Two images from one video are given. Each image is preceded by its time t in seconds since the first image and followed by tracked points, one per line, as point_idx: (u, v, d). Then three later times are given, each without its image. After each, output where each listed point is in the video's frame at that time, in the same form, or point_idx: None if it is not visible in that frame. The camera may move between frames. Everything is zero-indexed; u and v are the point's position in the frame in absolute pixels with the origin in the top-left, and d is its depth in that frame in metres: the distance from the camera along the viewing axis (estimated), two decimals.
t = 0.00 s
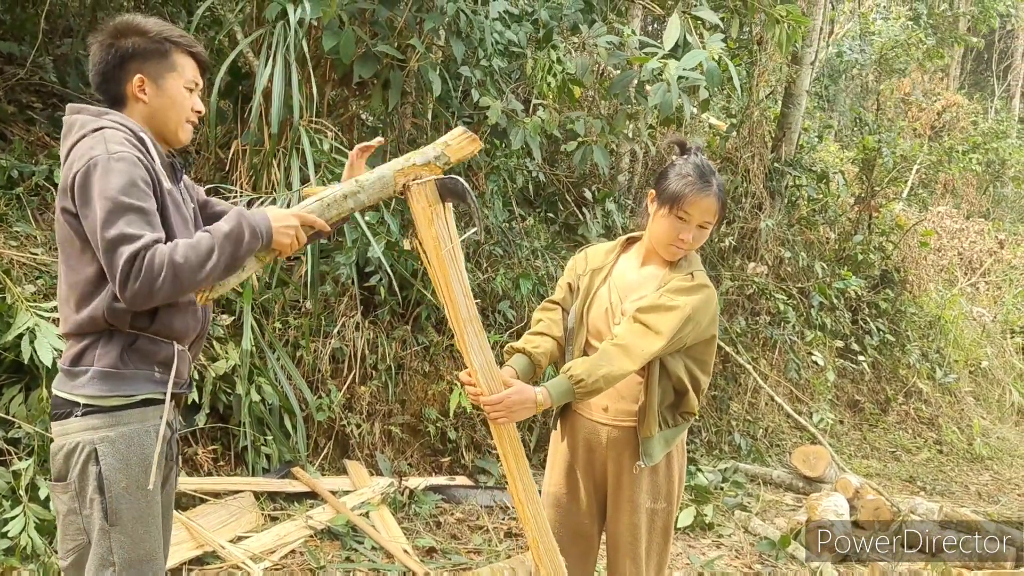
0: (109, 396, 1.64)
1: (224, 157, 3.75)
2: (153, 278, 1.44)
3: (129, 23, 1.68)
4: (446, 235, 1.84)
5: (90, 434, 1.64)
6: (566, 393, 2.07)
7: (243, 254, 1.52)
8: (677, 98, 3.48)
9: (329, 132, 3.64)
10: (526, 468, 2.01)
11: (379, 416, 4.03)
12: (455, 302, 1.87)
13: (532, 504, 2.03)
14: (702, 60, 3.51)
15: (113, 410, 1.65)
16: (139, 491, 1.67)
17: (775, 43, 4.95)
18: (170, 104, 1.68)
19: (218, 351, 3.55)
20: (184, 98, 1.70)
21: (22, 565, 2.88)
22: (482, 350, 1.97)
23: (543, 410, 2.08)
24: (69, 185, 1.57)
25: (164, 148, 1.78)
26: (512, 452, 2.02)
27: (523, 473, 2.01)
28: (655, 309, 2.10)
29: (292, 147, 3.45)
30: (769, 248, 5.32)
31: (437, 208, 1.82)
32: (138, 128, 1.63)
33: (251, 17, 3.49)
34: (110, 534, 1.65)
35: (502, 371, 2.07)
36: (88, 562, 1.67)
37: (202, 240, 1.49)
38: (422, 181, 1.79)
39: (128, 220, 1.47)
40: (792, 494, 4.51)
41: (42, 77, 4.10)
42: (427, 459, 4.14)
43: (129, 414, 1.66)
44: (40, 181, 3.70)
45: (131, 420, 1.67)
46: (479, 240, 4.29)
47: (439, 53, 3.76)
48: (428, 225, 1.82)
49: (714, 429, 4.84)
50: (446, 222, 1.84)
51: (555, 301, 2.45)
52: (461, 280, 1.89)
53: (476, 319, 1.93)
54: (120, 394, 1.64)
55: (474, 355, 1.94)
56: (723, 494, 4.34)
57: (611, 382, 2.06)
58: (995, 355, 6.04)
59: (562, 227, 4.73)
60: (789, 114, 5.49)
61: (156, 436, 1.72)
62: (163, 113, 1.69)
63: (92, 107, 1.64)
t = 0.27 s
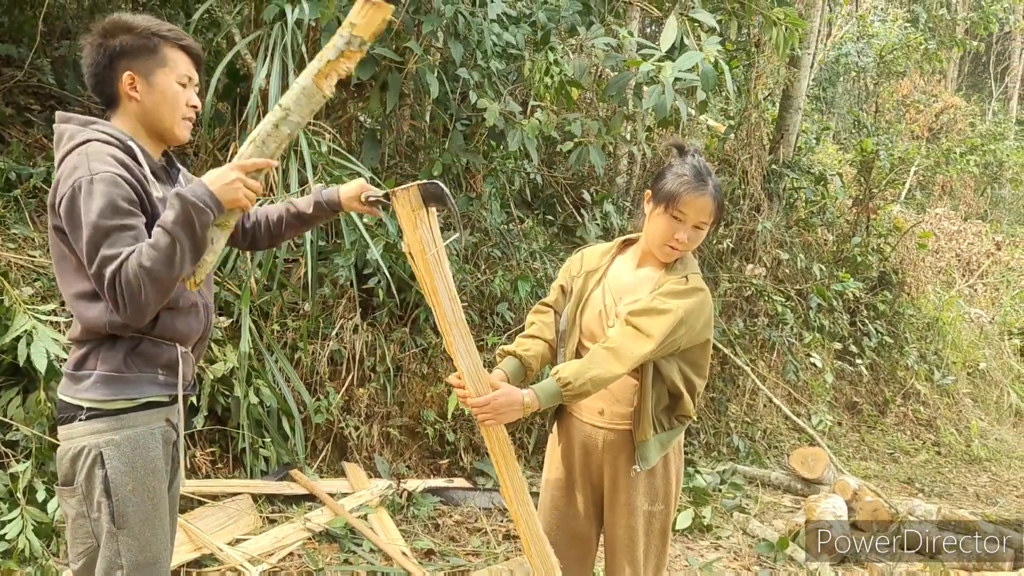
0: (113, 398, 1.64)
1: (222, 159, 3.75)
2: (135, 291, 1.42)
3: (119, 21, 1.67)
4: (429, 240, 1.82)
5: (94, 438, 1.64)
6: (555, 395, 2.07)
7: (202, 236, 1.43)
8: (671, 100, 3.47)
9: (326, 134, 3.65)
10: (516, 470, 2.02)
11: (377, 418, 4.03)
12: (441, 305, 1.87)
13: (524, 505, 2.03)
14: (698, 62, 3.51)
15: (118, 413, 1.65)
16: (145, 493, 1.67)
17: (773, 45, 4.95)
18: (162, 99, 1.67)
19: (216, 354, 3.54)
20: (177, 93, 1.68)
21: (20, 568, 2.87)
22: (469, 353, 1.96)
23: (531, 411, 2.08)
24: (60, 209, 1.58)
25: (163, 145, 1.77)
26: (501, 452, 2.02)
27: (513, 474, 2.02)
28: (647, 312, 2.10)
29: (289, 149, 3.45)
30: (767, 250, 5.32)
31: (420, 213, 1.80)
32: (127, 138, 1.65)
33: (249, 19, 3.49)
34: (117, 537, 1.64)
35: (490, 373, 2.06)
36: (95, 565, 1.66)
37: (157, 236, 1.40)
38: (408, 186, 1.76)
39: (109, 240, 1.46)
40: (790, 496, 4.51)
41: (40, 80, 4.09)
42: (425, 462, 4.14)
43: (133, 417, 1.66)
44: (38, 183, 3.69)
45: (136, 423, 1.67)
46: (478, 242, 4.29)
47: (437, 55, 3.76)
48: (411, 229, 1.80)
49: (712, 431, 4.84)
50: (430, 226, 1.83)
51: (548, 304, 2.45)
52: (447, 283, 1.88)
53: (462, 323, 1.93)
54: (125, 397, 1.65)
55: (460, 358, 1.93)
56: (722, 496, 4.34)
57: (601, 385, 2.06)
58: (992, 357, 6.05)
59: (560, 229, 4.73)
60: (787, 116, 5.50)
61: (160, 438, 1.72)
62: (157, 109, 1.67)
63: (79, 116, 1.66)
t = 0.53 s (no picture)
0: (106, 406, 1.64)
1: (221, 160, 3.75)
2: (127, 251, 1.41)
3: (142, 25, 1.70)
4: (439, 238, 1.83)
5: (86, 446, 1.64)
6: (561, 394, 2.06)
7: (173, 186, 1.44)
8: (669, 103, 3.49)
9: (325, 135, 3.64)
10: (521, 468, 2.02)
11: (376, 419, 4.03)
12: (449, 303, 1.88)
13: (528, 505, 2.03)
14: (696, 65, 3.52)
15: (112, 422, 1.65)
16: (133, 506, 1.67)
17: (771, 47, 4.95)
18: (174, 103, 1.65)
19: (215, 355, 3.54)
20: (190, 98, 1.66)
21: (19, 570, 2.87)
22: (476, 352, 1.96)
23: (537, 411, 2.07)
24: (59, 210, 1.59)
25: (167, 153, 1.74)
26: (506, 450, 2.02)
27: (518, 473, 2.02)
28: (651, 311, 2.11)
29: (288, 150, 3.46)
30: (765, 251, 5.33)
31: (432, 210, 1.82)
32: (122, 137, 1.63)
33: (248, 21, 3.49)
34: (103, 549, 1.66)
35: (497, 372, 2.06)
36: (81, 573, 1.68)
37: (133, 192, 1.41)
38: (420, 183, 1.80)
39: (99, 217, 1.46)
40: (789, 497, 4.52)
41: (39, 81, 4.09)
42: (424, 463, 4.14)
43: (128, 426, 1.67)
44: (37, 184, 3.69)
45: (129, 433, 1.67)
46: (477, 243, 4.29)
47: (436, 56, 3.77)
48: (421, 227, 1.82)
49: (711, 432, 4.84)
50: (441, 224, 1.84)
51: (552, 304, 2.45)
52: (456, 281, 1.89)
53: (470, 321, 1.93)
54: (118, 405, 1.65)
55: (466, 355, 1.93)
56: (721, 497, 4.35)
57: (606, 385, 2.06)
58: (991, 358, 6.06)
59: (559, 230, 4.73)
60: (785, 117, 5.50)
61: (155, 448, 1.72)
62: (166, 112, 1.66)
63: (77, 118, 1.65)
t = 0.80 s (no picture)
0: (118, 405, 1.64)
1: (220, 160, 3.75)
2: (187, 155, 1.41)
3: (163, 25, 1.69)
4: (454, 235, 1.82)
5: (91, 450, 1.64)
6: (571, 394, 2.07)
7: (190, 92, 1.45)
8: (667, 108, 3.51)
9: (324, 135, 3.65)
10: (530, 466, 2.01)
11: (376, 419, 4.03)
12: (462, 299, 1.87)
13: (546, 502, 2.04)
14: (695, 69, 3.51)
15: (120, 423, 1.66)
16: (135, 511, 1.70)
17: (769, 47, 4.95)
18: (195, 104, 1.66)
19: (215, 355, 3.54)
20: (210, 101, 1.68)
21: (18, 570, 2.87)
22: (488, 350, 1.96)
23: (547, 412, 2.07)
24: (82, 192, 1.57)
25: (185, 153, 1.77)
26: (514, 449, 2.02)
27: (528, 475, 2.02)
28: (658, 312, 2.11)
29: (287, 150, 3.46)
30: (764, 251, 5.33)
31: (449, 208, 1.82)
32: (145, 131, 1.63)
33: (247, 21, 3.49)
34: (104, 555, 1.66)
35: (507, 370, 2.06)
36: None
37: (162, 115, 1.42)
38: (437, 179, 1.80)
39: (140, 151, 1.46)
40: (788, 497, 4.52)
41: (37, 81, 4.09)
42: (423, 463, 4.14)
43: (135, 429, 1.69)
44: (35, 184, 3.68)
45: (135, 436, 1.69)
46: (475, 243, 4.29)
47: (435, 56, 3.77)
48: (437, 223, 1.82)
49: (710, 432, 4.84)
50: (457, 222, 1.84)
51: (557, 304, 2.44)
52: (470, 279, 1.88)
53: (483, 319, 1.92)
54: (132, 404, 1.66)
55: (478, 352, 1.92)
56: (720, 497, 4.35)
57: (616, 386, 2.06)
58: (990, 357, 6.07)
59: (557, 230, 4.74)
60: (783, 118, 5.50)
61: (154, 452, 1.75)
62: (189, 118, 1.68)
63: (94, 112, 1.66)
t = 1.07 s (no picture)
0: (79, 409, 1.64)
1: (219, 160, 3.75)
2: (191, 282, 1.39)
3: (178, 23, 1.68)
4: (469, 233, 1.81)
5: (57, 453, 1.65)
6: (584, 394, 2.07)
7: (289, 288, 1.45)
8: (666, 108, 3.51)
9: (323, 135, 3.66)
10: (539, 466, 2.02)
11: (375, 419, 4.04)
12: (477, 300, 1.86)
13: (545, 505, 2.05)
14: (694, 69, 3.51)
15: (84, 427, 1.66)
16: (106, 512, 1.71)
17: (768, 47, 4.96)
18: (198, 114, 1.67)
19: (214, 354, 3.55)
20: (214, 112, 1.69)
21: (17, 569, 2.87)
22: (502, 351, 1.95)
23: (561, 411, 2.08)
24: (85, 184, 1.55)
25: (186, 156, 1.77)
26: (525, 449, 2.02)
27: (537, 475, 2.02)
28: (667, 313, 2.12)
29: (286, 150, 3.46)
30: (763, 251, 5.33)
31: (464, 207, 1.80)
32: (157, 129, 1.63)
33: (246, 21, 3.50)
34: (77, 556, 1.69)
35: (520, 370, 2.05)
36: None
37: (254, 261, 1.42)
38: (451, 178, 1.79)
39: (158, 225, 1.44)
40: (786, 496, 4.53)
41: (37, 81, 4.09)
42: (422, 462, 4.15)
43: (101, 432, 1.69)
44: (35, 184, 3.69)
45: (102, 439, 1.69)
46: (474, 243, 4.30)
47: (434, 57, 3.78)
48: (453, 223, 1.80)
49: (709, 432, 4.85)
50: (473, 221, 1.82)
51: (563, 301, 2.42)
52: (486, 280, 1.86)
53: (499, 319, 1.91)
54: (93, 409, 1.65)
55: (493, 354, 1.92)
56: (718, 497, 4.36)
57: (627, 386, 2.06)
58: (989, 357, 6.09)
59: (556, 230, 4.75)
60: (782, 118, 5.51)
61: (125, 453, 1.75)
62: (188, 122, 1.68)
63: (110, 104, 1.66)
